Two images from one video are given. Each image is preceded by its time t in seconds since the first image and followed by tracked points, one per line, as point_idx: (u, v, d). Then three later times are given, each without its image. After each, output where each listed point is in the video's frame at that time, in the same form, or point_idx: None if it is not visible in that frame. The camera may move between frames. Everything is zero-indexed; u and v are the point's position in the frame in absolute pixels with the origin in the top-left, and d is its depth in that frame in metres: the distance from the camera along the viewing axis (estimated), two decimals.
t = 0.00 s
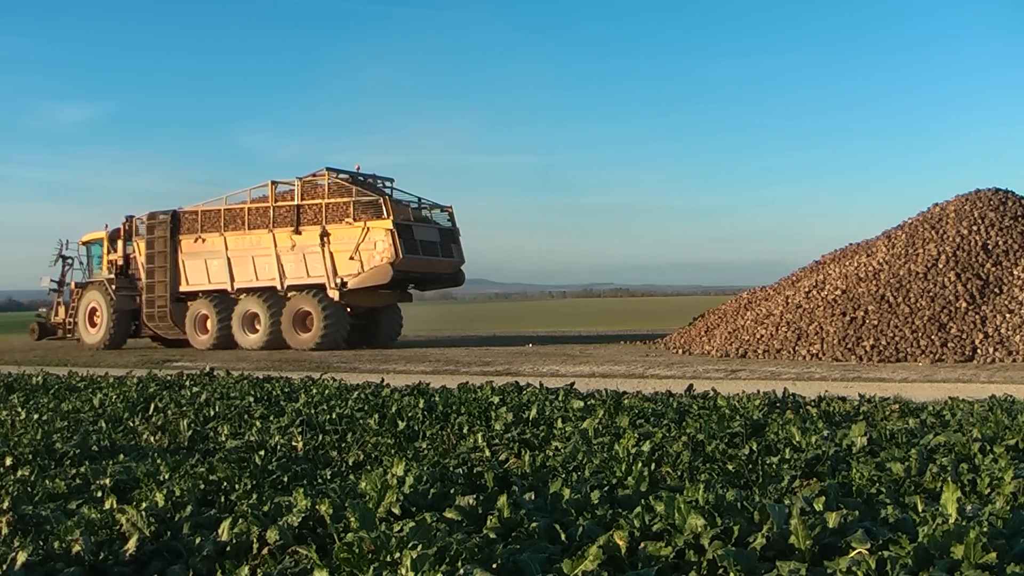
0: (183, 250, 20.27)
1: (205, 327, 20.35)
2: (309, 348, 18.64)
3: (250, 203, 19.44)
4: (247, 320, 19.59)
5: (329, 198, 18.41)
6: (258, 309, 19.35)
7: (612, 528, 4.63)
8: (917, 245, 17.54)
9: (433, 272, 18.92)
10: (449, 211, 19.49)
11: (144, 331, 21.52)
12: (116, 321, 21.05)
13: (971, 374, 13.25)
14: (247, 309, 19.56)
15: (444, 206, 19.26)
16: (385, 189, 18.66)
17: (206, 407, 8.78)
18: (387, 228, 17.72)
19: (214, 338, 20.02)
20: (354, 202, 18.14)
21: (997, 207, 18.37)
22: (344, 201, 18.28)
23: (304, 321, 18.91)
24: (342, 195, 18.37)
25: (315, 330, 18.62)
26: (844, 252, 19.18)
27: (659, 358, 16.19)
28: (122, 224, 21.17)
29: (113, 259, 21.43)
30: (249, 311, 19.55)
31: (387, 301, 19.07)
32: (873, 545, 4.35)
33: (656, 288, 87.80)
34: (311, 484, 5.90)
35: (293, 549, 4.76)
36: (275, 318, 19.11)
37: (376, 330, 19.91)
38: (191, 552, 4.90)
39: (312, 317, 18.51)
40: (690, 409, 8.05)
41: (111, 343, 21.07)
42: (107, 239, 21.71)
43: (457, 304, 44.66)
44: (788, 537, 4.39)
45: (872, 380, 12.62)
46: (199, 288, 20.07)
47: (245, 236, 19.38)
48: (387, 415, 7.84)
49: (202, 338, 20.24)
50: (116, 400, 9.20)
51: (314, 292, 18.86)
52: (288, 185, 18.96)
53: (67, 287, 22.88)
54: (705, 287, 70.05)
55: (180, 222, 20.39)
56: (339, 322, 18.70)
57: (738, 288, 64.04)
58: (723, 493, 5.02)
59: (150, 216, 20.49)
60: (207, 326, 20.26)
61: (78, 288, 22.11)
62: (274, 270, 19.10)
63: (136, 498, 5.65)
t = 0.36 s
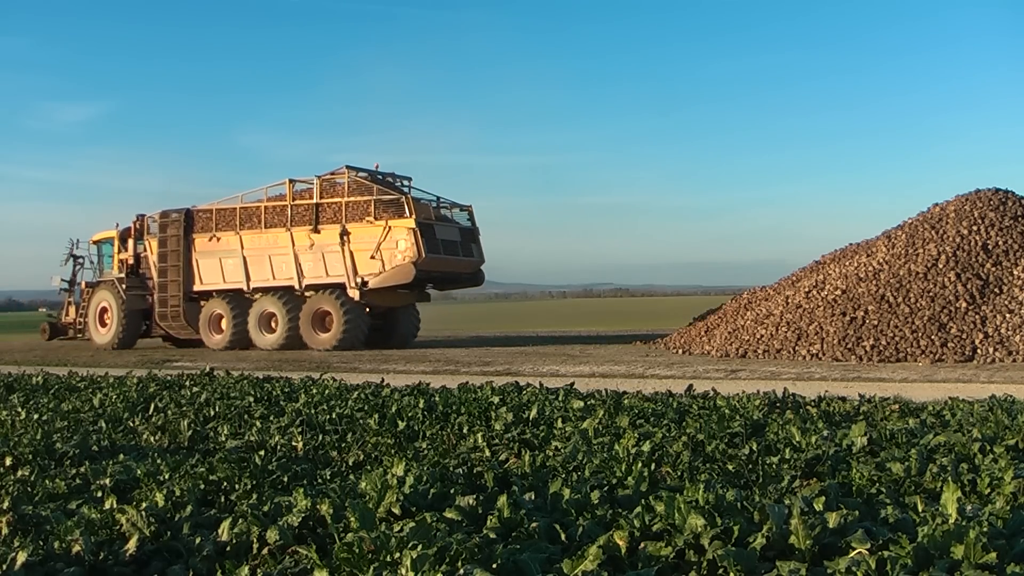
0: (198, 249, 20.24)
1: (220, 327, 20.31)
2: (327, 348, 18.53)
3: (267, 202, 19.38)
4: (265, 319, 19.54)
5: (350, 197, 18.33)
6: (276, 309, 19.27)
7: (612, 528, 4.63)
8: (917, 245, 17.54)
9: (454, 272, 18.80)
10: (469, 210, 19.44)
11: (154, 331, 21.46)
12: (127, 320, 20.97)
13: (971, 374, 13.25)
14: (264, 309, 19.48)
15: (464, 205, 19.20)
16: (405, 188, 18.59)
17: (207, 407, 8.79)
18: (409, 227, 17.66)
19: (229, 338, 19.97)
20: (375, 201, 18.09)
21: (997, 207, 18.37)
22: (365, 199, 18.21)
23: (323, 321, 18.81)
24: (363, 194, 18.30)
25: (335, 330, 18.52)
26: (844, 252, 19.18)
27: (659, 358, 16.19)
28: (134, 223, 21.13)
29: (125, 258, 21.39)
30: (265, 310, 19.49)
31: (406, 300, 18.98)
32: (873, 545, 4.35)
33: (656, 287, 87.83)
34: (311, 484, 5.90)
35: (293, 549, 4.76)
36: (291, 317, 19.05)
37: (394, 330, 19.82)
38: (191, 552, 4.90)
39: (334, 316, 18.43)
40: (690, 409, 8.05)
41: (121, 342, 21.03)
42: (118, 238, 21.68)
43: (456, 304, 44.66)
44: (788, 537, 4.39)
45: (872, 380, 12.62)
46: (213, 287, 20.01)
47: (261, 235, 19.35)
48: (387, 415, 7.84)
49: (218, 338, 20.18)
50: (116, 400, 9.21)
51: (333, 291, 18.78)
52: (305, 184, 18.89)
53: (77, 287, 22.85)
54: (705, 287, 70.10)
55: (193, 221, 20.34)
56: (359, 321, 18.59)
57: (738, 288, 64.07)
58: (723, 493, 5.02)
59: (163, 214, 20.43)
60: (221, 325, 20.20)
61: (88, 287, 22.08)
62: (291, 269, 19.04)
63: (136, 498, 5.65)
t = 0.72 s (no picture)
0: (213, 248, 20.08)
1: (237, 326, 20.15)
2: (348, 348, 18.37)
3: (285, 200, 19.26)
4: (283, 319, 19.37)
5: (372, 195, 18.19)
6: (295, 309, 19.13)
7: (612, 528, 4.63)
8: (917, 245, 17.53)
9: (476, 271, 18.60)
10: (492, 209, 19.20)
11: (166, 330, 21.33)
12: (139, 320, 20.82)
13: (971, 374, 13.25)
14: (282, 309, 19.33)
15: (486, 204, 18.94)
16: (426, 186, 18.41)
17: (207, 407, 8.79)
18: (432, 226, 17.51)
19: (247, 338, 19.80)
20: (397, 199, 17.95)
21: (997, 207, 18.36)
22: (387, 197, 18.07)
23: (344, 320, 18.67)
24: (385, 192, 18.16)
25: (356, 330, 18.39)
26: (845, 252, 19.17)
27: (659, 358, 16.19)
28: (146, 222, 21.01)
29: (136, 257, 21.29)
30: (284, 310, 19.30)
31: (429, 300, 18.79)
32: (873, 545, 4.35)
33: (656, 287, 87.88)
34: (311, 484, 5.90)
35: (293, 549, 4.77)
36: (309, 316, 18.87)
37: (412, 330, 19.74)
38: (191, 552, 4.90)
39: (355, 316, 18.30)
40: (690, 409, 8.05)
41: (134, 343, 20.84)
42: (129, 237, 21.56)
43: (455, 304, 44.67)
44: (788, 537, 4.39)
45: (872, 380, 12.62)
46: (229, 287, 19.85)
47: (280, 234, 19.21)
48: (387, 415, 7.84)
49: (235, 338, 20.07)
50: (116, 400, 9.21)
51: (353, 291, 18.65)
52: (326, 181, 18.81)
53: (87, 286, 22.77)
54: (705, 287, 70.15)
55: (209, 219, 20.18)
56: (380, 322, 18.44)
57: (737, 287, 64.11)
58: (723, 493, 5.02)
59: (177, 213, 20.26)
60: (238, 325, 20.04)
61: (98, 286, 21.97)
62: (311, 268, 18.89)
63: (136, 498, 5.65)
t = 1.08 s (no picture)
0: (229, 247, 19.83)
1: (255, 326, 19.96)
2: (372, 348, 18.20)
3: (304, 198, 19.03)
4: (304, 319, 19.20)
5: (394, 193, 17.99)
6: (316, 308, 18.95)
7: (612, 528, 4.63)
8: (916, 245, 17.52)
9: (499, 271, 18.37)
10: (513, 207, 18.94)
11: (180, 330, 21.20)
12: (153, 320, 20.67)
13: (971, 374, 13.25)
14: (302, 309, 19.15)
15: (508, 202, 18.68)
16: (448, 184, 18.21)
17: (207, 407, 8.78)
18: (457, 225, 17.26)
19: (265, 338, 19.62)
20: (421, 197, 17.72)
21: (997, 207, 18.36)
22: (410, 196, 17.87)
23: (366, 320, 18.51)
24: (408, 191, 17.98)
25: (380, 330, 18.24)
26: (844, 252, 19.17)
27: (659, 358, 16.18)
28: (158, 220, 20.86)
29: (149, 256, 21.15)
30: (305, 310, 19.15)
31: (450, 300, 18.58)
32: (873, 545, 4.35)
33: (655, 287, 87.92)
34: (311, 484, 5.90)
35: (293, 549, 4.76)
36: (331, 315, 18.71)
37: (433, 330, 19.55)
38: (191, 552, 4.90)
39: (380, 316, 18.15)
40: (690, 409, 8.05)
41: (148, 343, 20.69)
42: (141, 236, 21.40)
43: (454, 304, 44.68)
44: (788, 537, 4.39)
45: (872, 380, 12.62)
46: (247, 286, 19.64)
47: (299, 232, 18.96)
48: (387, 415, 7.84)
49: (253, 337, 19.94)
50: (116, 400, 9.21)
51: (376, 290, 18.46)
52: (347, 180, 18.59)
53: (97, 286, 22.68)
54: (705, 287, 70.20)
55: (225, 217, 19.94)
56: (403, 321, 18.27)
57: (736, 287, 64.16)
58: (722, 493, 5.02)
59: (192, 211, 20.03)
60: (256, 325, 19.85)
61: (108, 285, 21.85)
62: (332, 268, 18.66)
63: (136, 498, 5.65)
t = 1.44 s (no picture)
0: (247, 246, 19.66)
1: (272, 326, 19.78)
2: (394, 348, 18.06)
3: (324, 197, 18.90)
4: (324, 319, 19.04)
5: (418, 192, 17.80)
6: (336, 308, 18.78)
7: (612, 528, 4.63)
8: (916, 245, 17.52)
9: (524, 270, 18.14)
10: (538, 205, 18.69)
11: (193, 330, 21.02)
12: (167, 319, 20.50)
13: (971, 374, 13.25)
14: (322, 309, 18.99)
15: (532, 200, 18.42)
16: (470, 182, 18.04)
17: (207, 407, 8.78)
18: (482, 224, 17.05)
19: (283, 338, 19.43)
20: (445, 196, 17.52)
21: (997, 207, 18.36)
22: (434, 194, 17.67)
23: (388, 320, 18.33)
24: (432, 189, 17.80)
25: (403, 329, 18.06)
26: (845, 252, 19.16)
27: (659, 358, 16.18)
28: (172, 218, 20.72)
29: (163, 255, 21.01)
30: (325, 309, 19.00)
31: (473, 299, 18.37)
32: (873, 545, 4.35)
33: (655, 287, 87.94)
34: (311, 484, 5.90)
35: (294, 549, 4.76)
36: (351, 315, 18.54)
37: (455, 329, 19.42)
38: (191, 552, 4.90)
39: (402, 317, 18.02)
40: (690, 409, 8.05)
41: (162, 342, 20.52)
42: (154, 234, 21.28)
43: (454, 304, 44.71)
44: (788, 537, 4.39)
45: (872, 380, 12.62)
46: (265, 286, 19.49)
47: (320, 232, 18.82)
48: (387, 415, 7.84)
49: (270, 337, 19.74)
50: (116, 400, 9.21)
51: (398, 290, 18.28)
52: (368, 177, 18.45)
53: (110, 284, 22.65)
54: (705, 287, 70.27)
55: (242, 216, 19.75)
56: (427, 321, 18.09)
57: (736, 287, 64.23)
58: (723, 493, 5.02)
59: (207, 210, 19.81)
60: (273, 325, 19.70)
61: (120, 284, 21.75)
62: (353, 267, 18.51)
63: (136, 498, 5.65)
